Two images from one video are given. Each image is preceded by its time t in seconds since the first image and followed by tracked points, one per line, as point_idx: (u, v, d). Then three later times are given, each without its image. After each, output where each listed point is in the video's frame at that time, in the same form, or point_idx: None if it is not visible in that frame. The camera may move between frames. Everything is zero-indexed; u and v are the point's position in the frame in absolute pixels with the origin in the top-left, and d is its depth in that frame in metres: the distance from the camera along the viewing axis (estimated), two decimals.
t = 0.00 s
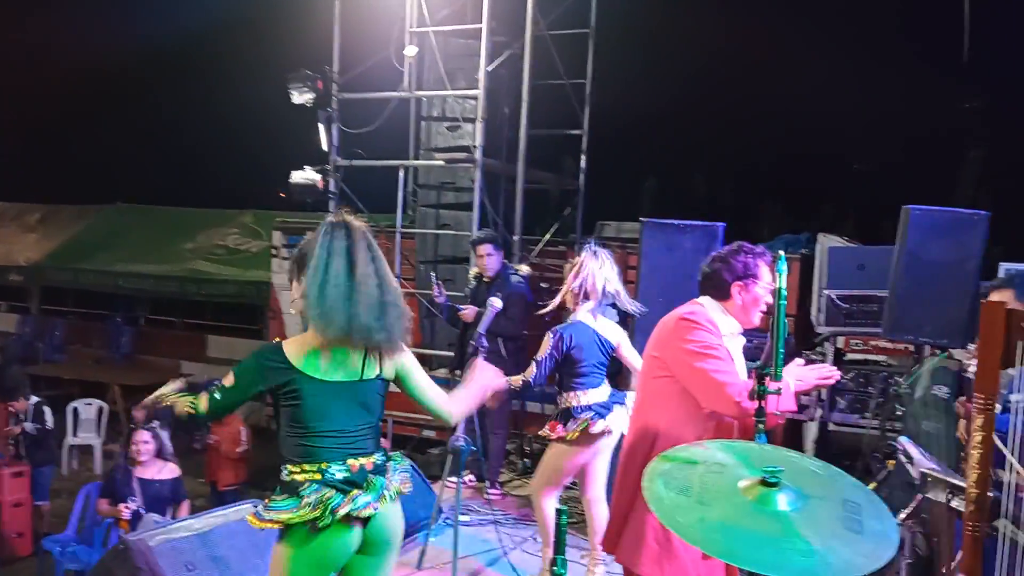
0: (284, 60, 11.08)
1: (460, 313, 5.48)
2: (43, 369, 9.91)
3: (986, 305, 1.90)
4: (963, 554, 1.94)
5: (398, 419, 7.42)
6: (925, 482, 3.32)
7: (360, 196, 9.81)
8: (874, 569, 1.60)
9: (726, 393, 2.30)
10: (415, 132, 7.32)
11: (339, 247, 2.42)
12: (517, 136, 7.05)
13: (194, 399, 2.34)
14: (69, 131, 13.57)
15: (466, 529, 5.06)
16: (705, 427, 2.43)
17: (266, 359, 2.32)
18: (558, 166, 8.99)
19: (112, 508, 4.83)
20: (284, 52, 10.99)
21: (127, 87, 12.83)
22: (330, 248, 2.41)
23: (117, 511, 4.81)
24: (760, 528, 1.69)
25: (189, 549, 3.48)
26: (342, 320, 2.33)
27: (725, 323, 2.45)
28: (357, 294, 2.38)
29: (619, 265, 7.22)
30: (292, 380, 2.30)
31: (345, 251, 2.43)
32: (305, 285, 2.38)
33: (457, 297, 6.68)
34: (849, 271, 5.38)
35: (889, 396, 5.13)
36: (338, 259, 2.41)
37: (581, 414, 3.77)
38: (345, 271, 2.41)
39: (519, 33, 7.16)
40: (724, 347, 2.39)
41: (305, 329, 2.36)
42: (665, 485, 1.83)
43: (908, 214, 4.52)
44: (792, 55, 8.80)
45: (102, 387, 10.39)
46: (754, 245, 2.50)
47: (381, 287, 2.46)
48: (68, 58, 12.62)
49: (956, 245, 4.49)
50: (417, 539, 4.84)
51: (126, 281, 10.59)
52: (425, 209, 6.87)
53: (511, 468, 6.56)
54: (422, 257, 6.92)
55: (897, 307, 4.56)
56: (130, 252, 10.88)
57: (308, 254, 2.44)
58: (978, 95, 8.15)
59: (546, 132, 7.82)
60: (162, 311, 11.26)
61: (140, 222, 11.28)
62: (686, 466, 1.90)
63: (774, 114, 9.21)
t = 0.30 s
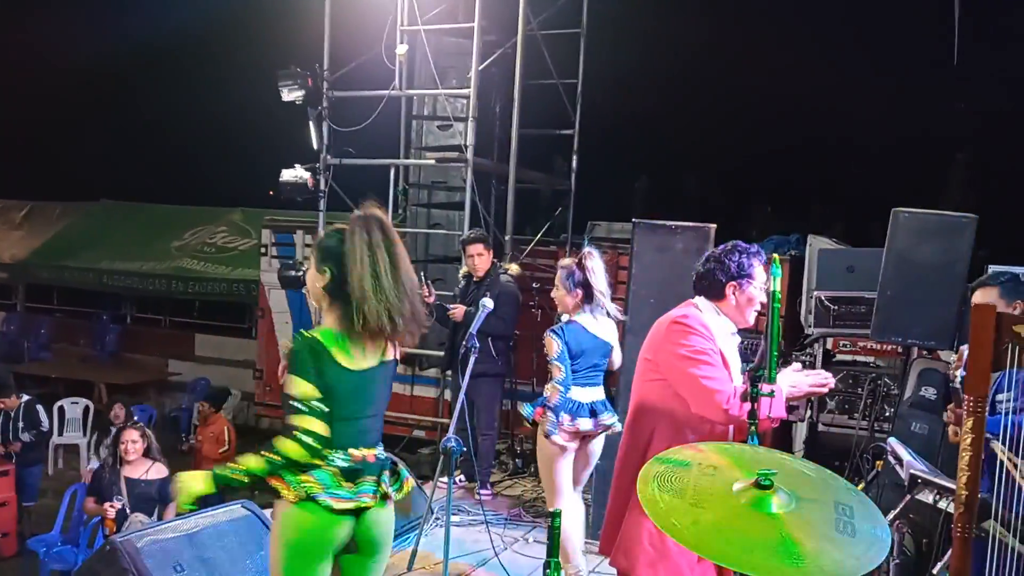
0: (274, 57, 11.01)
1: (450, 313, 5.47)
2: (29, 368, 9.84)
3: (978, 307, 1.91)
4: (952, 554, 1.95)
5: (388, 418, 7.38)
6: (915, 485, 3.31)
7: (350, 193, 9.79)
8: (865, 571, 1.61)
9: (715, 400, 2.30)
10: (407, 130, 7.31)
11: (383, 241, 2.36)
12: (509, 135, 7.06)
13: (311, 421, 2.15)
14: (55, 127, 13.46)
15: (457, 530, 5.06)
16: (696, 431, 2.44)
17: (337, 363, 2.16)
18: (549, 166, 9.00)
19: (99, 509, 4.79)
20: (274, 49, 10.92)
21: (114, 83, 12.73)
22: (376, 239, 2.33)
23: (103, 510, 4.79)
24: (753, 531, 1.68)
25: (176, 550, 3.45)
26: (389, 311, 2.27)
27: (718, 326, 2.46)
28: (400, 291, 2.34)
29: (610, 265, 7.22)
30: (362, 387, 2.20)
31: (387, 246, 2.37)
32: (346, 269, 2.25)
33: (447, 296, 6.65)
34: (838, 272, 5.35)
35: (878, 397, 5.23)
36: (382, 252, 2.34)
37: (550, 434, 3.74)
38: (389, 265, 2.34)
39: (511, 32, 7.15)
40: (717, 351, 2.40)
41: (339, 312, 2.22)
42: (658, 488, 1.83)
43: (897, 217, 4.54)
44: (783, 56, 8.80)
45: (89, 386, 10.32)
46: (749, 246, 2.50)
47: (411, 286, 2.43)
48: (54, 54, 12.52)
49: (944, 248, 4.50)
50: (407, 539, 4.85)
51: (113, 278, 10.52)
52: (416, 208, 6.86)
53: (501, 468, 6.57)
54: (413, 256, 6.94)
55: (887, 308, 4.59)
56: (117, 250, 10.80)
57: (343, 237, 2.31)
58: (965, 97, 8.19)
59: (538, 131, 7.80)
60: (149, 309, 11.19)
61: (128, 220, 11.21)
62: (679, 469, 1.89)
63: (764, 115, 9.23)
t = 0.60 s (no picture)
0: (266, 52, 10.98)
1: (443, 310, 5.48)
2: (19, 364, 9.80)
3: (971, 306, 1.92)
4: (944, 549, 1.97)
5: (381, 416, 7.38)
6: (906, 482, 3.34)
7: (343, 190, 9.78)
8: (859, 565, 1.62)
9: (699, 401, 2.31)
10: (400, 127, 7.31)
11: (381, 246, 2.46)
12: (502, 132, 7.07)
13: (355, 444, 2.29)
14: (46, 122, 13.39)
15: (451, 527, 5.07)
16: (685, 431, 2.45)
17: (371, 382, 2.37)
18: (542, 164, 9.02)
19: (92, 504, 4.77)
20: (266, 44, 10.89)
21: (104, 78, 12.66)
22: (374, 244, 2.44)
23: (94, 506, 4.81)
24: (749, 526, 1.69)
25: (170, 546, 3.43)
26: (381, 315, 2.42)
27: (707, 323, 2.47)
28: (393, 294, 2.47)
29: (603, 264, 7.23)
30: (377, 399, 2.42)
31: (384, 251, 2.47)
32: (347, 275, 2.41)
33: (440, 294, 6.65)
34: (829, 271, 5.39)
35: (869, 395, 5.24)
36: (380, 258, 2.46)
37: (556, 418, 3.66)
38: (384, 270, 2.47)
39: (505, 30, 7.15)
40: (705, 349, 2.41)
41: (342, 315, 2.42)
42: (654, 483, 1.84)
43: (887, 217, 4.57)
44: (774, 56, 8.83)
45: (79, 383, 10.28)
46: (739, 241, 2.51)
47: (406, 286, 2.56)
48: (44, 48, 12.45)
49: (934, 248, 4.53)
50: (400, 536, 4.85)
51: (104, 274, 10.48)
52: (409, 205, 6.86)
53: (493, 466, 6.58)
54: (406, 253, 6.94)
55: (877, 307, 4.63)
56: (108, 245, 10.76)
57: (343, 243, 2.44)
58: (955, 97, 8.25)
59: (531, 129, 7.81)
60: (140, 305, 11.15)
61: (119, 216, 11.16)
62: (675, 465, 1.90)
63: (756, 115, 9.25)
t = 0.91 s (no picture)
0: (265, 47, 10.94)
1: (443, 305, 5.49)
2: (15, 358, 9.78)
3: (970, 302, 1.93)
4: (941, 545, 1.98)
5: (378, 412, 7.40)
6: (904, 479, 3.35)
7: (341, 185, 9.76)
8: (858, 559, 1.64)
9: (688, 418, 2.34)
10: (398, 122, 7.30)
11: (364, 245, 2.50)
12: (501, 128, 7.06)
13: (315, 426, 2.31)
14: (41, 116, 13.33)
15: (448, 522, 5.09)
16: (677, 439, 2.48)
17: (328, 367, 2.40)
18: (539, 160, 9.03)
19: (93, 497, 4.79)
20: (264, 38, 10.85)
21: (100, 72, 12.60)
22: (355, 243, 2.47)
23: (93, 499, 4.85)
24: (748, 521, 1.70)
25: (168, 540, 3.44)
26: (363, 314, 2.44)
27: (704, 331, 2.46)
28: (377, 293, 2.49)
29: (601, 261, 7.23)
30: (349, 385, 2.45)
31: (367, 250, 2.51)
32: (329, 272, 2.44)
33: (439, 290, 6.65)
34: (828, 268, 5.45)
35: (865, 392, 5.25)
36: (362, 256, 2.49)
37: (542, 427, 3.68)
38: (367, 268, 2.49)
39: (504, 25, 7.13)
40: (699, 358, 2.41)
41: (324, 312, 2.43)
42: (652, 476, 1.84)
43: (885, 214, 4.57)
44: (772, 54, 8.83)
45: (76, 377, 10.27)
46: (740, 246, 2.44)
47: (392, 287, 2.58)
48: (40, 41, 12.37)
49: (932, 246, 4.53)
50: (398, 531, 4.87)
51: (101, 269, 10.45)
52: (408, 201, 6.85)
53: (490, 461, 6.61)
54: (404, 249, 6.95)
55: (875, 304, 4.64)
56: (104, 240, 10.73)
57: (328, 242, 2.47)
58: (954, 96, 8.26)
59: (529, 125, 7.80)
60: (137, 300, 11.13)
61: (115, 209, 11.12)
62: (674, 460, 1.91)
63: (754, 112, 9.25)
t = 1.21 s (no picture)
0: (268, 43, 10.92)
1: (448, 302, 5.48)
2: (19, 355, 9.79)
3: (979, 297, 1.91)
4: (949, 542, 1.96)
5: (381, 408, 7.41)
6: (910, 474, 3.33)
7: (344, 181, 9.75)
8: (868, 556, 1.63)
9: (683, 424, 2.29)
10: (401, 118, 7.29)
11: (351, 229, 2.46)
12: (504, 124, 7.06)
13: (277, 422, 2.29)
14: (44, 111, 13.32)
15: (452, 518, 5.09)
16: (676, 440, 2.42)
17: (329, 359, 2.31)
18: (542, 156, 9.01)
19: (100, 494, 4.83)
20: (267, 35, 10.82)
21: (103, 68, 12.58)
22: (344, 227, 2.43)
23: (100, 495, 4.87)
24: (758, 518, 1.70)
25: (171, 537, 3.44)
26: (346, 299, 2.40)
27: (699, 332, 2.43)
28: (360, 278, 2.46)
29: (604, 257, 7.22)
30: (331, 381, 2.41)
31: (356, 237, 2.47)
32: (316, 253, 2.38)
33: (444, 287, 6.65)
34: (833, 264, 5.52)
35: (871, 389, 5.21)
36: (349, 240, 2.45)
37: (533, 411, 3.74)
38: (353, 253, 2.45)
39: (508, 22, 7.10)
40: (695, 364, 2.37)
41: (305, 293, 2.37)
42: (660, 474, 1.83)
43: (891, 210, 4.53)
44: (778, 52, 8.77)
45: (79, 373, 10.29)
46: (733, 245, 2.42)
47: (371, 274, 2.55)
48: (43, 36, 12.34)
49: (938, 243, 4.51)
50: (401, 528, 4.86)
51: (104, 265, 10.46)
52: (411, 197, 6.86)
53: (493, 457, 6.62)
54: (407, 245, 6.92)
55: (880, 301, 4.62)
56: (107, 236, 10.73)
57: (315, 222, 2.42)
58: (960, 94, 8.21)
59: (533, 121, 7.77)
60: (141, 296, 11.15)
61: (118, 205, 11.13)
62: (681, 455, 1.89)
63: (758, 110, 9.22)
